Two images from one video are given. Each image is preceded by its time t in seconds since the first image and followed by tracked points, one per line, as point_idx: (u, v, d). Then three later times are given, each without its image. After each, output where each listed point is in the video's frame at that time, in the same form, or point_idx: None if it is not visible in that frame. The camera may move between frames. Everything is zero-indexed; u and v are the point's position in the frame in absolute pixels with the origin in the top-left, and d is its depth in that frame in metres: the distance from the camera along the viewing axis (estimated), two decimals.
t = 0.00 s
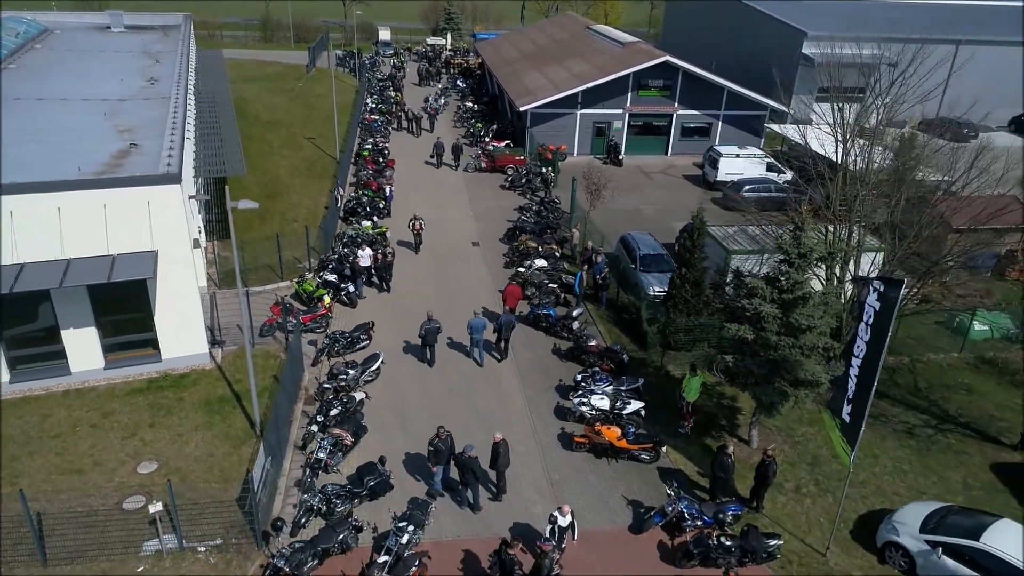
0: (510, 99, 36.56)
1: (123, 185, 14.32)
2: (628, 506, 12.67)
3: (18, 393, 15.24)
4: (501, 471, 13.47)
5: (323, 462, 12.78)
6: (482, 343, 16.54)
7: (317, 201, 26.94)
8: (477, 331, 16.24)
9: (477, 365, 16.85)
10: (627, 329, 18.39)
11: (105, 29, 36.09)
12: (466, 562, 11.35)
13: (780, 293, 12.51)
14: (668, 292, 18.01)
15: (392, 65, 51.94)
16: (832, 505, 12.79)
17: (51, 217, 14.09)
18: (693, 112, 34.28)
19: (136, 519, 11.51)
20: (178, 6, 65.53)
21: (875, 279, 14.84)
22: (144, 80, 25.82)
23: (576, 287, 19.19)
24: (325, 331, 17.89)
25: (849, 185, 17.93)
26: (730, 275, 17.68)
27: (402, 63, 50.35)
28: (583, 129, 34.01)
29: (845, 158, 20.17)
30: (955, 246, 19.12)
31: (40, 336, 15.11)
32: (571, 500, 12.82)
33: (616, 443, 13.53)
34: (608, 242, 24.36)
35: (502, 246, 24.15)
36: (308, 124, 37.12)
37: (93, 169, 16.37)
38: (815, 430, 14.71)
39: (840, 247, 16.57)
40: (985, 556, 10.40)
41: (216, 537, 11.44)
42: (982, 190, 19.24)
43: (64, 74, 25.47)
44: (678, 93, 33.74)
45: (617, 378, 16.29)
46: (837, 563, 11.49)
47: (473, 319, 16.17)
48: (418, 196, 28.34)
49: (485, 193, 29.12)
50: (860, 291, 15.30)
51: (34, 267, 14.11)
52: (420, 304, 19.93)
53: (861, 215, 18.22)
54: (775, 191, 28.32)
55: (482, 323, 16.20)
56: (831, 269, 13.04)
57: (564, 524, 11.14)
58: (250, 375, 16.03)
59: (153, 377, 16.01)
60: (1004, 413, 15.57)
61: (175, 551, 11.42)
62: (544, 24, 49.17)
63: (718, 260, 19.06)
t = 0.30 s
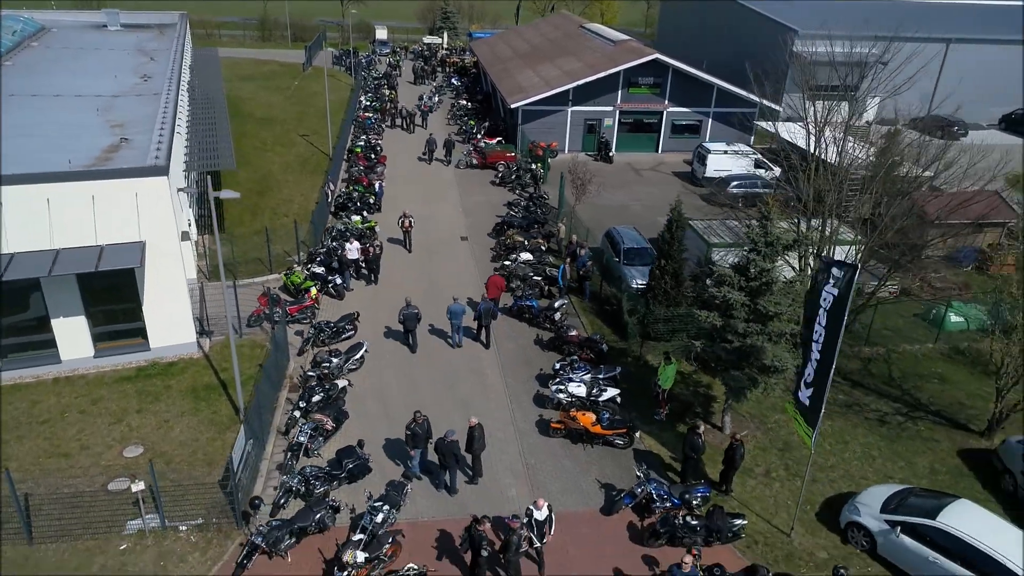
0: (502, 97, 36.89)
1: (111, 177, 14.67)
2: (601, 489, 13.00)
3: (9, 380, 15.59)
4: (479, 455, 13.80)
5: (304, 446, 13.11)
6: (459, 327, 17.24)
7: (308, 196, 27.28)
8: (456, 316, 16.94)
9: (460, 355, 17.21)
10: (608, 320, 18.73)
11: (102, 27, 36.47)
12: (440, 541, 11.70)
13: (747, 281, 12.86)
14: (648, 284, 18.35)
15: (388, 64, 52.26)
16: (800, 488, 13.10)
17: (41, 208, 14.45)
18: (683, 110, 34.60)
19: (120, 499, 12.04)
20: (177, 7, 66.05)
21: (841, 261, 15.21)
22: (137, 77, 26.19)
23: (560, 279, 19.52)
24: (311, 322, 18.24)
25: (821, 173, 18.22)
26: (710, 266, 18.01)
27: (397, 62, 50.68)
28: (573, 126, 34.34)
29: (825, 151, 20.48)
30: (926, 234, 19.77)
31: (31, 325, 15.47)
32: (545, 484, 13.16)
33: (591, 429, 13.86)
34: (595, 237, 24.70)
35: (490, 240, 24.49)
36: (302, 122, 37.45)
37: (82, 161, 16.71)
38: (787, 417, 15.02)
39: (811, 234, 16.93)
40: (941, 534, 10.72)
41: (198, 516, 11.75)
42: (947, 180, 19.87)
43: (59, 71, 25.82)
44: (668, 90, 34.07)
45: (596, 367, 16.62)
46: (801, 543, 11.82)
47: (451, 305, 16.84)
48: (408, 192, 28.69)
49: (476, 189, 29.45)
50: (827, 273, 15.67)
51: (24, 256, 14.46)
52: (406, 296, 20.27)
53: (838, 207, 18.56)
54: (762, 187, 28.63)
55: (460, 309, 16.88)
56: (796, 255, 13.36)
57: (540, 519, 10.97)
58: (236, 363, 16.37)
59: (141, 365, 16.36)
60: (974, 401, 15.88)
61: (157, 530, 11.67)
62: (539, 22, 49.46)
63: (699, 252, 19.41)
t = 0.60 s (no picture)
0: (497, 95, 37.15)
1: (99, 168, 14.97)
2: (577, 474, 13.28)
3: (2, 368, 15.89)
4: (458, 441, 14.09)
5: (286, 430, 13.40)
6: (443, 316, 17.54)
7: (302, 191, 27.58)
8: (440, 304, 17.34)
9: (444, 345, 17.50)
10: (592, 312, 19.00)
11: (100, 25, 36.81)
12: (417, 522, 11.95)
13: (720, 269, 13.12)
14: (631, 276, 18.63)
15: (386, 63, 52.58)
16: (772, 473, 13.39)
17: (31, 198, 14.75)
18: (676, 107, 34.85)
19: (106, 481, 12.33)
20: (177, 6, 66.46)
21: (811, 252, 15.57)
22: (133, 73, 26.50)
23: (544, 271, 19.79)
24: (299, 312, 18.53)
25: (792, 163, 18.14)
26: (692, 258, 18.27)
27: (395, 60, 51.00)
28: (566, 123, 34.63)
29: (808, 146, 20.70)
30: (897, 228, 20.33)
31: (23, 313, 15.78)
32: (522, 468, 13.44)
33: (568, 415, 14.14)
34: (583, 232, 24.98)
35: (480, 235, 24.78)
36: (299, 119, 37.76)
37: (73, 154, 17.01)
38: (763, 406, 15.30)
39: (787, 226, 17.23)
40: (902, 515, 10.96)
41: (181, 497, 12.07)
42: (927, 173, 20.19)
43: (55, 67, 26.13)
44: (660, 88, 34.34)
45: (578, 357, 16.87)
46: (769, 525, 12.09)
47: (436, 293, 17.26)
48: (400, 188, 28.99)
49: (468, 185, 29.74)
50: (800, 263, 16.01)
51: (14, 246, 14.76)
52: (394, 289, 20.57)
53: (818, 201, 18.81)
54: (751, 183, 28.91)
55: (445, 297, 17.27)
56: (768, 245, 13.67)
57: (515, 510, 11.01)
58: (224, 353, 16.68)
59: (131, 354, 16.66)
60: (948, 391, 16.17)
61: (141, 510, 12.03)
62: (535, 21, 49.75)
63: (682, 245, 19.67)
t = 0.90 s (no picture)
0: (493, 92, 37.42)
1: (91, 159, 15.33)
2: (554, 459, 13.53)
3: None
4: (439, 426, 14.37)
5: (270, 415, 13.69)
6: (430, 303, 18.07)
7: (297, 186, 27.89)
8: (427, 292, 17.77)
9: (431, 336, 17.76)
10: (579, 305, 19.21)
11: (101, 23, 37.23)
12: (395, 503, 12.22)
13: (695, 259, 13.38)
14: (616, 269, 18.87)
15: (386, 61, 52.90)
16: (746, 460, 13.62)
17: (23, 188, 15.10)
18: (671, 104, 35.05)
19: (92, 462, 12.62)
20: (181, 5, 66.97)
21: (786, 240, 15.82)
22: (131, 69, 26.87)
23: (532, 264, 19.98)
24: (289, 303, 18.82)
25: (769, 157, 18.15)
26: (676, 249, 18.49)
27: (394, 59, 51.32)
28: (562, 120, 34.88)
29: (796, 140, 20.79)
30: (875, 217, 20.67)
31: (16, 302, 16.12)
32: (500, 453, 13.71)
33: (547, 402, 14.39)
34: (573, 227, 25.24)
35: (472, 229, 25.06)
36: (297, 115, 38.09)
37: (67, 146, 17.35)
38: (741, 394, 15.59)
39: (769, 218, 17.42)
40: (867, 498, 11.18)
41: (165, 479, 12.38)
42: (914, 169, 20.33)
43: (54, 63, 26.51)
44: (655, 85, 34.56)
45: (562, 347, 17.11)
46: (739, 509, 12.33)
47: (423, 281, 17.60)
48: (395, 183, 29.28)
49: (462, 181, 30.02)
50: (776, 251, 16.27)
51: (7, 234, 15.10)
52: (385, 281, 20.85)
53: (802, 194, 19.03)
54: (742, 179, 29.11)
55: (432, 285, 17.73)
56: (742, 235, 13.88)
57: (490, 501, 11.01)
58: (213, 341, 16.98)
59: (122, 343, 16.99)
60: (927, 381, 16.36)
61: (126, 490, 12.37)
62: (533, 20, 50.02)
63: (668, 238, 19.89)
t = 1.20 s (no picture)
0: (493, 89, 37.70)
1: (86, 149, 15.72)
2: (533, 445, 13.81)
3: None
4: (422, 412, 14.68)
5: (255, 399, 14.05)
6: (419, 290, 18.54)
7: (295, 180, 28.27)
8: (416, 280, 18.27)
9: (419, 326, 18.07)
10: (567, 297, 19.51)
11: (107, 20, 37.77)
12: (373, 483, 12.55)
13: (673, 248, 13.65)
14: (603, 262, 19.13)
15: (389, 58, 53.26)
16: (722, 446, 13.85)
17: (20, 177, 15.51)
18: (668, 102, 35.23)
19: (81, 443, 12.99)
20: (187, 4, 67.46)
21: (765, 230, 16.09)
22: (132, 64, 27.32)
23: (522, 256, 20.23)
24: (281, 293, 19.17)
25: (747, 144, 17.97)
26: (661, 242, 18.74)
27: (398, 57, 51.68)
28: (560, 117, 35.16)
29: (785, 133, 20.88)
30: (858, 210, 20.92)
31: (14, 289, 16.54)
32: (480, 438, 13.99)
33: (528, 389, 14.67)
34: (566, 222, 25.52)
35: (466, 223, 25.37)
36: (299, 112, 38.51)
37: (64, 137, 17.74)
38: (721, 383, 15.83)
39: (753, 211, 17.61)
40: (833, 482, 11.41)
41: (152, 458, 12.74)
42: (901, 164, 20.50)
43: (57, 58, 27.00)
44: (652, 82, 34.77)
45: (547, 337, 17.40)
46: (712, 493, 12.56)
47: (412, 269, 18.10)
48: (392, 178, 29.61)
49: (459, 176, 30.34)
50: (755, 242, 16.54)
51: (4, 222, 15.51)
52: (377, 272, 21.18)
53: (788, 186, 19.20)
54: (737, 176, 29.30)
55: (420, 272, 18.24)
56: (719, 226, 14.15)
57: (456, 489, 11.22)
58: (205, 329, 17.33)
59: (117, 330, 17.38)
60: (907, 373, 16.54)
61: (114, 469, 12.74)
62: (536, 18, 50.27)
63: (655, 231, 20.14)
